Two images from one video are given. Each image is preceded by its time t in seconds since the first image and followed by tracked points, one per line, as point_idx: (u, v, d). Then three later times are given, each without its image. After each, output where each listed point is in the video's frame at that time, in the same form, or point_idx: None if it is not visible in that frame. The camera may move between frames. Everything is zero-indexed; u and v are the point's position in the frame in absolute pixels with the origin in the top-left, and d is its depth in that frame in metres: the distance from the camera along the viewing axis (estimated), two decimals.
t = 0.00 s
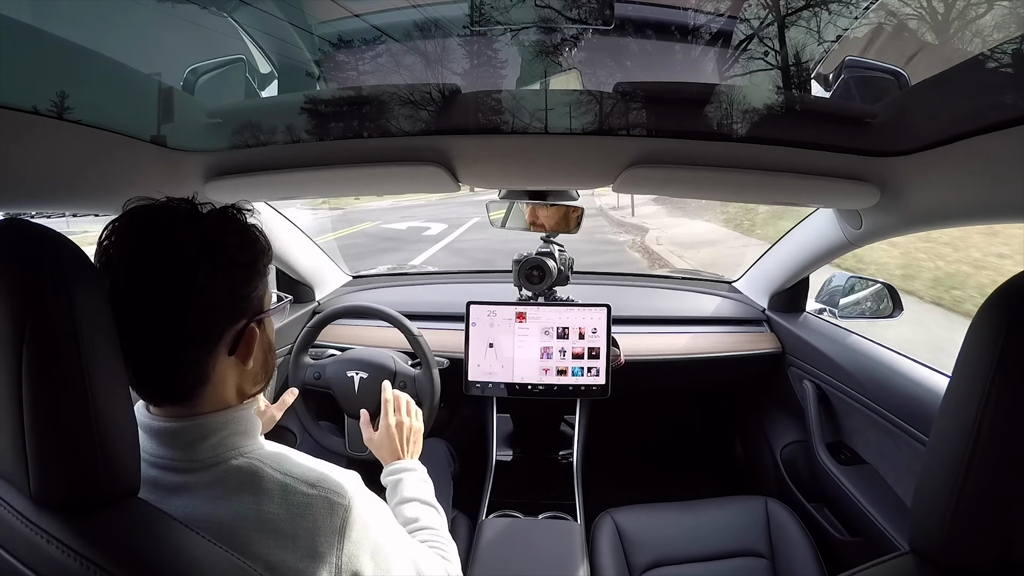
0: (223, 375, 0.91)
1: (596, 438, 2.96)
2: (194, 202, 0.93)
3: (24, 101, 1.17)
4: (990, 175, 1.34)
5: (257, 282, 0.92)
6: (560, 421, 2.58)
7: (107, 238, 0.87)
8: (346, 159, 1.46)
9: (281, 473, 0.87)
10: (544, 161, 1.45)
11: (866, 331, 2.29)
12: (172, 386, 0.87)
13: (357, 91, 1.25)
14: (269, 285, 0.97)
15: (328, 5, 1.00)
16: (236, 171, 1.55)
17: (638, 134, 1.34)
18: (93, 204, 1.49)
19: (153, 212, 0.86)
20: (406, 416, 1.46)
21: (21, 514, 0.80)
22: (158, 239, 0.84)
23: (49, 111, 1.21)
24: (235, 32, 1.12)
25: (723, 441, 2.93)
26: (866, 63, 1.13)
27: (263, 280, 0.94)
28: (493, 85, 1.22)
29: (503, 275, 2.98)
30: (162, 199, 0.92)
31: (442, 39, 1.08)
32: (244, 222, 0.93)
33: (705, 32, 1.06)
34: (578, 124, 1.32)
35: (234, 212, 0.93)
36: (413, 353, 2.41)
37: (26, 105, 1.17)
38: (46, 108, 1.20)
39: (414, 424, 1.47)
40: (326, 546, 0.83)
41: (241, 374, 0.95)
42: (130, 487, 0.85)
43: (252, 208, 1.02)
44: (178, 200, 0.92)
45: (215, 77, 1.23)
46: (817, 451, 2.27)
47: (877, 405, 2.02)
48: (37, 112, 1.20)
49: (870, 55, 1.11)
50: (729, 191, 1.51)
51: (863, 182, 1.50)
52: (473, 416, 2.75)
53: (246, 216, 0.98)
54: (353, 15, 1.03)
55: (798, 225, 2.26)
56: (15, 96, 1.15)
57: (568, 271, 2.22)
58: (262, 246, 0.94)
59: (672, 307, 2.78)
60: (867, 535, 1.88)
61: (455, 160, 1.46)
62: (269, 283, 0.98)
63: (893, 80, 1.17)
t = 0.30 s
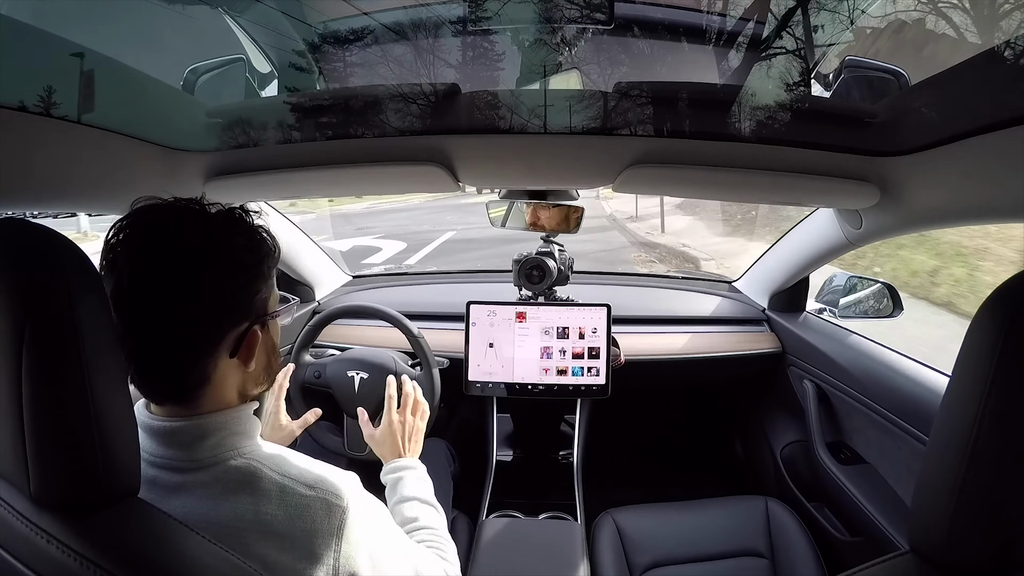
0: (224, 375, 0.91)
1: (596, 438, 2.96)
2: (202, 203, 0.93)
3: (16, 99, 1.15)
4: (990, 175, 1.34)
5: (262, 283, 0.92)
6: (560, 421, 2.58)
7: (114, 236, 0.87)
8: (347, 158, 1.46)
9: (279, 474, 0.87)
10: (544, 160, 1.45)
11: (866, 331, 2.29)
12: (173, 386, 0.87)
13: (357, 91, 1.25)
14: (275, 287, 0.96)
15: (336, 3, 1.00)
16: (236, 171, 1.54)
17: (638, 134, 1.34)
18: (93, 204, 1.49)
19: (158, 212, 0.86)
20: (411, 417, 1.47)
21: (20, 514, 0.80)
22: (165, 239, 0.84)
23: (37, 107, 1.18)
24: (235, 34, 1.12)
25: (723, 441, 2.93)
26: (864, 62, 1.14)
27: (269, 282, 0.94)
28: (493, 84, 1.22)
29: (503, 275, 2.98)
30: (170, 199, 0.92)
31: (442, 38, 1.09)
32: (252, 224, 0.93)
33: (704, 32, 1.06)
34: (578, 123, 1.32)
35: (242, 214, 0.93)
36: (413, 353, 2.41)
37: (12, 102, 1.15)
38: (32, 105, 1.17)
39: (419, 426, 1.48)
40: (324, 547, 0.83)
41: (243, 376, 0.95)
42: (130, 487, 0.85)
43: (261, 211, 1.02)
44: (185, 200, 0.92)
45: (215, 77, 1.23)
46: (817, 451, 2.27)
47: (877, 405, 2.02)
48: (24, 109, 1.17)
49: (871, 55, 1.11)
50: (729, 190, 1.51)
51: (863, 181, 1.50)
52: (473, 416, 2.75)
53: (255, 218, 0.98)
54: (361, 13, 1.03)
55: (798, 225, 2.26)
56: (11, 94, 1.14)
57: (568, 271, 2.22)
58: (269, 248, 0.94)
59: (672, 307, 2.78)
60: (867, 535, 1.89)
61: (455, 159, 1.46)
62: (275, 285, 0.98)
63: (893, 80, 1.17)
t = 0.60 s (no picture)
0: (217, 374, 0.92)
1: (597, 438, 2.96)
2: (182, 201, 0.93)
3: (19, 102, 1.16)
4: (990, 175, 1.34)
5: (248, 280, 0.92)
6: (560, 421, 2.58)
7: (101, 239, 0.88)
8: (347, 159, 1.46)
9: (276, 472, 0.88)
10: (545, 161, 1.45)
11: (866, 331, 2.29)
12: (168, 386, 0.88)
13: (359, 92, 1.26)
14: (259, 280, 0.97)
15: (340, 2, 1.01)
16: (236, 171, 1.54)
17: (638, 134, 1.34)
18: (94, 204, 1.49)
19: (139, 213, 0.86)
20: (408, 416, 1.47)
21: (21, 514, 0.80)
22: (151, 239, 0.84)
23: (20, 105, 1.16)
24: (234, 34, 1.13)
25: (723, 441, 2.93)
26: (866, 64, 1.14)
27: (254, 277, 0.94)
28: (495, 83, 1.22)
29: (503, 275, 2.98)
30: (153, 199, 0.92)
31: (445, 37, 1.10)
32: (233, 219, 0.93)
33: (699, 33, 1.07)
34: (578, 123, 1.32)
35: (222, 210, 0.93)
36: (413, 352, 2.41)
37: (17, 103, 1.16)
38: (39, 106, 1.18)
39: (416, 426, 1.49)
40: (321, 544, 0.83)
41: (235, 373, 0.96)
42: (129, 487, 0.85)
43: (242, 205, 1.02)
44: (165, 200, 0.92)
45: (215, 77, 1.24)
46: (817, 451, 2.27)
47: (877, 406, 2.02)
48: (29, 111, 1.18)
49: (870, 55, 1.11)
50: (730, 191, 1.50)
51: (862, 181, 1.50)
52: (473, 416, 2.75)
53: (234, 213, 0.98)
54: (364, 11, 1.04)
55: (798, 225, 2.26)
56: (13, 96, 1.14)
57: (568, 271, 2.22)
58: (251, 243, 0.95)
59: (672, 307, 2.78)
60: (867, 536, 1.89)
61: (455, 160, 1.46)
62: (260, 280, 0.98)
63: (893, 80, 1.17)
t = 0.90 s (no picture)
0: (219, 371, 0.93)
1: (597, 438, 2.96)
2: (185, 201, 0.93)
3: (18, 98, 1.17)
4: (990, 175, 1.34)
5: (251, 278, 0.93)
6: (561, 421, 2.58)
7: (103, 238, 0.88)
8: (348, 160, 1.45)
9: (281, 470, 0.88)
10: (545, 161, 1.45)
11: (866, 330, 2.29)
12: (171, 383, 0.89)
13: (360, 91, 1.27)
14: (263, 279, 0.98)
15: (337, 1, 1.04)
16: (235, 172, 1.54)
17: (638, 134, 1.34)
18: (94, 204, 1.49)
19: (144, 212, 0.86)
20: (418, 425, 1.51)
21: (21, 514, 0.80)
22: (155, 239, 0.85)
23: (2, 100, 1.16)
24: (235, 35, 1.14)
25: (723, 441, 2.93)
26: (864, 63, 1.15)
27: (257, 276, 0.95)
28: (495, 83, 1.23)
29: (503, 275, 2.98)
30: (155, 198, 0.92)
31: (447, 36, 1.11)
32: (235, 218, 0.94)
33: (690, 34, 1.09)
34: (578, 124, 1.32)
35: (225, 210, 0.93)
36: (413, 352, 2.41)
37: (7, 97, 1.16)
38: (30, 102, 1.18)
39: (428, 435, 1.50)
40: (323, 541, 0.83)
41: (237, 370, 0.97)
42: (129, 486, 0.85)
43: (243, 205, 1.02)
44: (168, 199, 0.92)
45: (215, 77, 1.25)
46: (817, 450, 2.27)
47: (877, 405, 2.02)
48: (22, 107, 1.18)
49: (869, 55, 1.13)
50: (730, 191, 1.50)
51: (863, 181, 1.50)
52: (473, 416, 2.75)
53: (237, 213, 0.98)
54: (365, 11, 1.07)
55: (798, 225, 2.26)
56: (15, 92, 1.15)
57: (568, 271, 2.22)
58: (255, 242, 0.95)
59: (672, 307, 2.78)
60: (867, 535, 1.89)
61: (455, 160, 1.45)
62: (263, 279, 0.99)
63: (893, 80, 1.17)
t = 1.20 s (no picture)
0: (218, 373, 0.93)
1: (597, 439, 2.96)
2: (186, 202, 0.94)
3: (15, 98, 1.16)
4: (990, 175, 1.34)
5: (251, 280, 0.94)
6: (561, 421, 2.58)
7: (103, 240, 0.88)
8: (347, 160, 1.45)
9: (279, 472, 0.88)
10: (545, 163, 1.45)
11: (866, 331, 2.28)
12: (168, 385, 0.89)
13: (361, 92, 1.28)
14: (263, 283, 0.98)
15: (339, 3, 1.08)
16: (235, 172, 1.54)
17: (637, 134, 1.34)
18: (93, 205, 1.49)
19: (145, 214, 0.87)
20: (422, 424, 1.51)
21: (21, 514, 0.80)
22: (155, 241, 0.85)
23: None
24: (239, 36, 1.19)
25: (724, 441, 2.93)
26: (860, 65, 1.16)
27: (257, 279, 0.95)
28: (494, 83, 1.24)
29: (503, 275, 2.98)
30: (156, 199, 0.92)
31: (448, 35, 1.13)
32: (237, 221, 0.94)
33: (686, 33, 1.11)
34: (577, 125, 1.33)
35: (227, 212, 0.94)
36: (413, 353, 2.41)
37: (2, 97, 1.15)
38: (24, 100, 1.17)
39: (433, 435, 1.50)
40: (320, 543, 0.83)
41: (236, 372, 0.97)
42: (129, 486, 0.85)
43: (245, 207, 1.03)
44: (170, 200, 0.92)
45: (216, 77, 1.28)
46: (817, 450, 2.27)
47: (877, 405, 2.02)
48: (16, 106, 1.17)
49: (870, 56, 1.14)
50: (730, 192, 1.50)
51: (863, 181, 1.50)
52: (473, 416, 2.75)
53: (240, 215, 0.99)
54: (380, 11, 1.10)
55: (798, 225, 2.27)
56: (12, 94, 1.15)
57: (568, 271, 2.22)
58: (256, 244, 0.96)
59: (672, 307, 2.78)
60: (868, 536, 1.89)
61: (455, 161, 1.46)
62: (263, 281, 0.99)
63: (893, 80, 1.18)
